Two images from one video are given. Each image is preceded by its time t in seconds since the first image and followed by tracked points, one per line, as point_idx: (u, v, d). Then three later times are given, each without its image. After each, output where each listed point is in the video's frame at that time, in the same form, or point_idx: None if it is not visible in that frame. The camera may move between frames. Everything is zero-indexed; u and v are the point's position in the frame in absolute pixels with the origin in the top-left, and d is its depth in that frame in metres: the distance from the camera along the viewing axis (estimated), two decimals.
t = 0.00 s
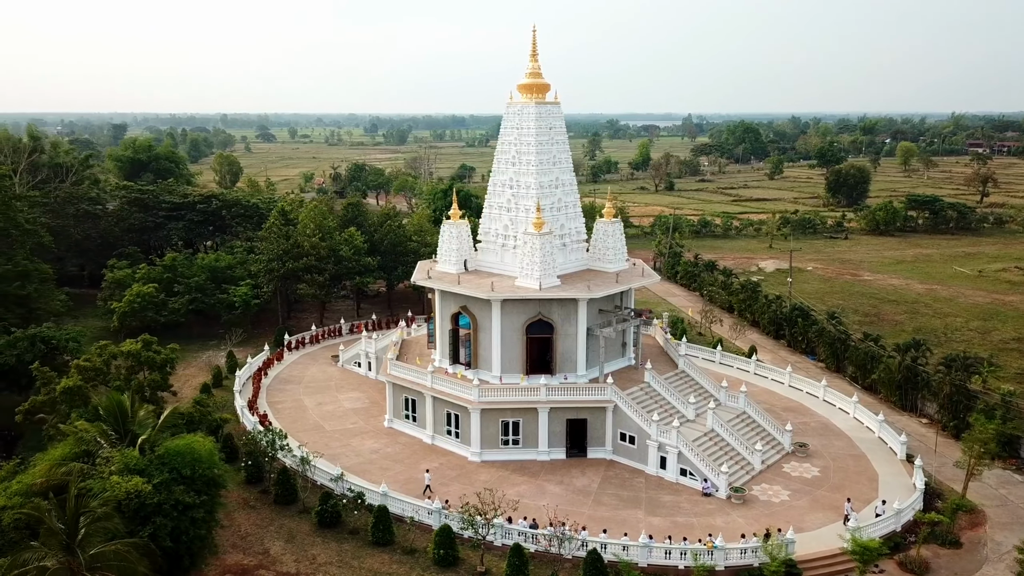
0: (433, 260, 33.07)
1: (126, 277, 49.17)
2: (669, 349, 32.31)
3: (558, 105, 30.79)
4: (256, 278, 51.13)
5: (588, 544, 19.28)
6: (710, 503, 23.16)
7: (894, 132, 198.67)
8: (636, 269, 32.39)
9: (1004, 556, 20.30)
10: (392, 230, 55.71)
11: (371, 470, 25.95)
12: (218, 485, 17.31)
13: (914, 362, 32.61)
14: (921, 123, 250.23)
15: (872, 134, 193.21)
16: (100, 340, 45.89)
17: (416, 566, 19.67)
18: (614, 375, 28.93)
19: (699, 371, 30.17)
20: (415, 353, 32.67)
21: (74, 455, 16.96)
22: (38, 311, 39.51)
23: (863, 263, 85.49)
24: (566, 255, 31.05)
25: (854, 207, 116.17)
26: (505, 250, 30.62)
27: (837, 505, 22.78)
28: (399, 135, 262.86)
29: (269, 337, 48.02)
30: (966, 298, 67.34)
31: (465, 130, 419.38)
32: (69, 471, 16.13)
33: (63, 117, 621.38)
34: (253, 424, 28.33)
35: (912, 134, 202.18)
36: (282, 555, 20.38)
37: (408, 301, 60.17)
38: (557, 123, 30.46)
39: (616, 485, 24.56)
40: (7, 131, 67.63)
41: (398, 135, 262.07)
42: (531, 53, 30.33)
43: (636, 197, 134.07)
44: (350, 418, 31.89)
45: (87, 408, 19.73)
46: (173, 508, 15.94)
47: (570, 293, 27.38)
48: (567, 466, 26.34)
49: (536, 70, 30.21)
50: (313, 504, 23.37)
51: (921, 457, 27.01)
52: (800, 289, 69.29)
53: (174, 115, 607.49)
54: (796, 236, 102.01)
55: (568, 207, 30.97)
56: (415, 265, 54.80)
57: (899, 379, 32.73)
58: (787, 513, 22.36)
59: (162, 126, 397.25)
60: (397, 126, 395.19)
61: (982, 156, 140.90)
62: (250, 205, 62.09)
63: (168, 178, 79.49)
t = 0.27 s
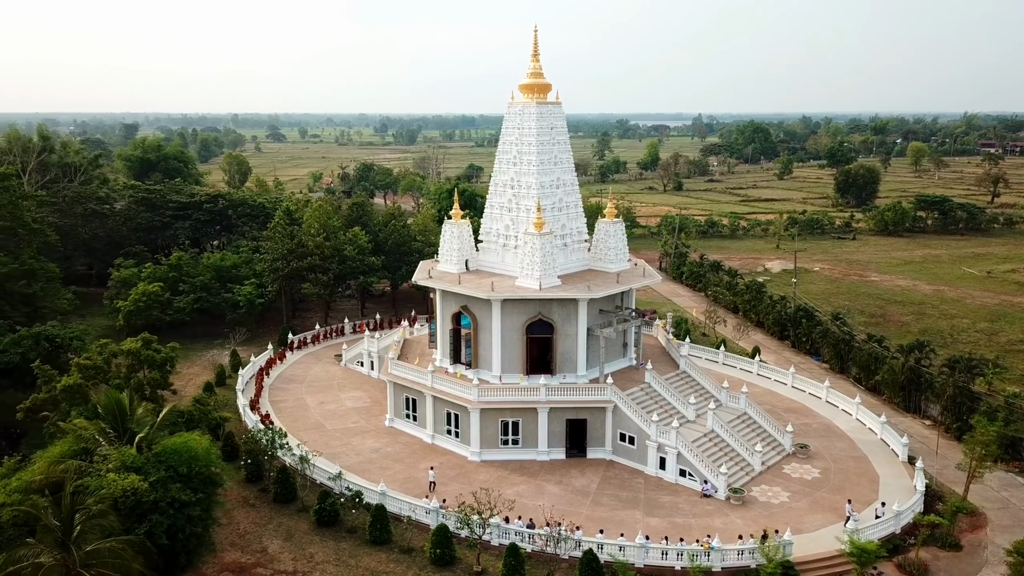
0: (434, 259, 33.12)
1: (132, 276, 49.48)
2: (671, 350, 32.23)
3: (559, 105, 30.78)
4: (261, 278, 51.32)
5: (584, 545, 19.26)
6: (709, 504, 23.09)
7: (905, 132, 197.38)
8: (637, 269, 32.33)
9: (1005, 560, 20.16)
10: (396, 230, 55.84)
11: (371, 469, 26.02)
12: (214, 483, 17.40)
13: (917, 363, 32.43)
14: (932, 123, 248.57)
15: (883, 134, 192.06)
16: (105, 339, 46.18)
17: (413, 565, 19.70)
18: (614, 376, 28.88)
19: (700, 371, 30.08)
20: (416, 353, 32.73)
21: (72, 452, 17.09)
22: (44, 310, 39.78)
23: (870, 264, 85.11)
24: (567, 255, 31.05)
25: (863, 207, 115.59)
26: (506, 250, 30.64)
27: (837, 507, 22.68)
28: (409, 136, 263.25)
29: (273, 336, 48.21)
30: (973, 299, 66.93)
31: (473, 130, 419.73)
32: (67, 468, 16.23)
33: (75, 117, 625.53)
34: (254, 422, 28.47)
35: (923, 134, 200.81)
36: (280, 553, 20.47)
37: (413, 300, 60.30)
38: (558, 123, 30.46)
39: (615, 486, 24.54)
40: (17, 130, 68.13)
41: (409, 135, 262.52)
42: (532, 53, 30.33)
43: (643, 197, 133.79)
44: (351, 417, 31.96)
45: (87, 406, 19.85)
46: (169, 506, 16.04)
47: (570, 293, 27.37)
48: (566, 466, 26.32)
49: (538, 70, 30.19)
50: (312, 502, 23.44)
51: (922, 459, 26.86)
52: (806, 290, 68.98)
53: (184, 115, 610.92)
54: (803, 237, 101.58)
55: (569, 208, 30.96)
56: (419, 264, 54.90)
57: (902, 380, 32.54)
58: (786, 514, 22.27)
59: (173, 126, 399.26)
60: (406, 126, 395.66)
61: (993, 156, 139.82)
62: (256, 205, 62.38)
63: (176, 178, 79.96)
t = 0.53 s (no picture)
0: (437, 259, 33.16)
1: (140, 275, 49.82)
2: (674, 350, 32.13)
3: (562, 105, 30.76)
4: (267, 277, 51.54)
5: (582, 545, 19.24)
6: (709, 506, 23.01)
7: (918, 132, 195.76)
8: (640, 269, 32.25)
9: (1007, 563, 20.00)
10: (402, 229, 55.95)
11: (372, 467, 26.09)
12: (212, 481, 17.50)
13: (922, 365, 32.19)
14: (946, 123, 246.51)
15: (895, 134, 190.60)
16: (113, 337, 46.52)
17: (411, 564, 19.74)
18: (616, 376, 28.82)
19: (703, 372, 29.99)
20: (419, 353, 32.77)
21: (73, 450, 17.23)
22: (52, 309, 40.11)
23: (880, 264, 84.59)
24: (569, 255, 31.02)
25: (873, 208, 114.82)
26: (509, 250, 30.64)
27: (838, 509, 22.56)
28: (420, 136, 263.56)
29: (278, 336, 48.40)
30: (984, 300, 66.36)
31: (482, 130, 419.92)
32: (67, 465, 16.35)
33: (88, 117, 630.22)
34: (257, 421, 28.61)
35: (936, 134, 199.15)
36: (280, 551, 20.55)
37: (419, 300, 60.40)
38: (561, 123, 30.44)
39: (615, 486, 24.50)
40: (29, 130, 68.76)
41: (420, 136, 262.81)
42: (535, 53, 30.33)
43: (652, 198, 133.45)
44: (353, 416, 32.05)
45: (88, 405, 20.00)
46: (167, 504, 16.15)
47: (572, 293, 27.35)
48: (567, 466, 26.30)
49: (541, 69, 30.17)
50: (313, 501, 23.53)
51: (926, 461, 26.67)
52: (814, 291, 68.56)
53: (198, 115, 614.17)
54: (812, 237, 101.02)
55: (571, 208, 30.93)
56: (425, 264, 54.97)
57: (907, 382, 32.30)
58: (787, 516, 22.17)
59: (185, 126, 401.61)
60: (417, 126, 396.32)
61: (1007, 156, 138.43)
62: (263, 204, 62.66)
63: (186, 178, 80.43)
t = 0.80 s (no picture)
0: (437, 259, 33.19)
1: (143, 275, 50.06)
2: (673, 351, 32.05)
3: (562, 105, 30.72)
4: (269, 277, 51.67)
5: (576, 546, 19.23)
6: (705, 507, 22.97)
7: (927, 133, 194.67)
8: (640, 269, 32.20)
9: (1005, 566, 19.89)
10: (405, 230, 56.01)
11: (369, 467, 26.14)
12: (207, 480, 17.57)
13: (924, 366, 32.01)
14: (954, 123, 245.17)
15: (904, 135, 189.65)
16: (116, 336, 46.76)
17: (406, 564, 19.76)
18: (614, 377, 28.78)
19: (702, 373, 29.91)
20: (419, 353, 32.79)
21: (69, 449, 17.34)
22: (54, 308, 40.32)
23: (885, 265, 84.27)
24: (569, 256, 31.01)
25: (880, 209, 114.32)
26: (508, 250, 30.64)
27: (835, 511, 22.49)
28: (428, 136, 264.05)
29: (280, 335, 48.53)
30: (989, 301, 66.00)
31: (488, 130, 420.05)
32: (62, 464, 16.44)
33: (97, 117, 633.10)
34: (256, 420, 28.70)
35: (945, 134, 198.02)
36: (276, 551, 20.61)
37: (421, 300, 60.45)
38: (560, 124, 30.42)
39: (612, 487, 24.48)
40: (36, 130, 69.20)
41: (427, 136, 263.31)
42: (535, 53, 30.30)
43: (658, 198, 133.19)
44: (353, 416, 32.11)
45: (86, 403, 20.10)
46: (161, 502, 16.23)
47: (570, 293, 27.34)
48: (564, 466, 26.28)
49: (540, 70, 30.13)
50: (310, 500, 23.60)
51: (926, 463, 26.56)
52: (818, 292, 68.31)
53: (205, 115, 616.94)
54: (818, 238, 100.66)
55: (571, 208, 30.90)
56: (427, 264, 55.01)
57: (908, 384, 32.12)
58: (784, 517, 22.12)
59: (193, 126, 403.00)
60: (423, 125, 396.49)
61: (1016, 157, 137.54)
62: (267, 204, 62.85)
63: (192, 178, 80.74)
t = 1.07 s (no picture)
0: (435, 259, 33.20)
1: (144, 274, 50.21)
2: (671, 351, 32.01)
3: (559, 105, 30.71)
4: (270, 276, 51.77)
5: (569, 546, 19.22)
6: (700, 507, 22.94)
7: (933, 132, 193.98)
8: (638, 270, 32.18)
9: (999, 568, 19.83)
10: (405, 229, 56.04)
11: (365, 467, 26.17)
12: (199, 479, 17.62)
13: (922, 367, 31.88)
14: (960, 123, 244.22)
15: (909, 135, 188.99)
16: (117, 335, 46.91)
17: (399, 563, 19.78)
18: (611, 377, 28.76)
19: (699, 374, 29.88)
20: (416, 353, 32.83)
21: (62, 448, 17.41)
22: (55, 307, 40.49)
23: (888, 266, 84.05)
24: (566, 256, 31.00)
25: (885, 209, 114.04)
26: (505, 250, 30.65)
27: (830, 512, 22.44)
28: (433, 137, 264.25)
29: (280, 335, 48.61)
30: (992, 302, 65.79)
31: (493, 130, 420.31)
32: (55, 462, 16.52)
33: (103, 117, 634.73)
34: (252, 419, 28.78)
35: (951, 134, 197.33)
36: (269, 550, 20.65)
37: (422, 300, 60.48)
38: (557, 124, 30.40)
39: (607, 487, 24.47)
40: (41, 130, 69.49)
41: (432, 137, 263.60)
42: (532, 53, 30.28)
43: (661, 198, 133.08)
44: (350, 416, 32.15)
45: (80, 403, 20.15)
46: (153, 501, 16.29)
47: (566, 293, 27.34)
48: (560, 466, 26.27)
49: (538, 70, 30.12)
50: (305, 500, 23.64)
51: (922, 464, 26.48)
52: (819, 292, 68.14)
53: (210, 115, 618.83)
54: (821, 238, 100.46)
55: (568, 208, 30.89)
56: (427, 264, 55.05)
57: (907, 385, 31.98)
58: (778, 518, 22.08)
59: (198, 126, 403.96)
60: (428, 125, 396.67)
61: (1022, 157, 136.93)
62: (269, 204, 62.95)
63: (196, 178, 80.89)
